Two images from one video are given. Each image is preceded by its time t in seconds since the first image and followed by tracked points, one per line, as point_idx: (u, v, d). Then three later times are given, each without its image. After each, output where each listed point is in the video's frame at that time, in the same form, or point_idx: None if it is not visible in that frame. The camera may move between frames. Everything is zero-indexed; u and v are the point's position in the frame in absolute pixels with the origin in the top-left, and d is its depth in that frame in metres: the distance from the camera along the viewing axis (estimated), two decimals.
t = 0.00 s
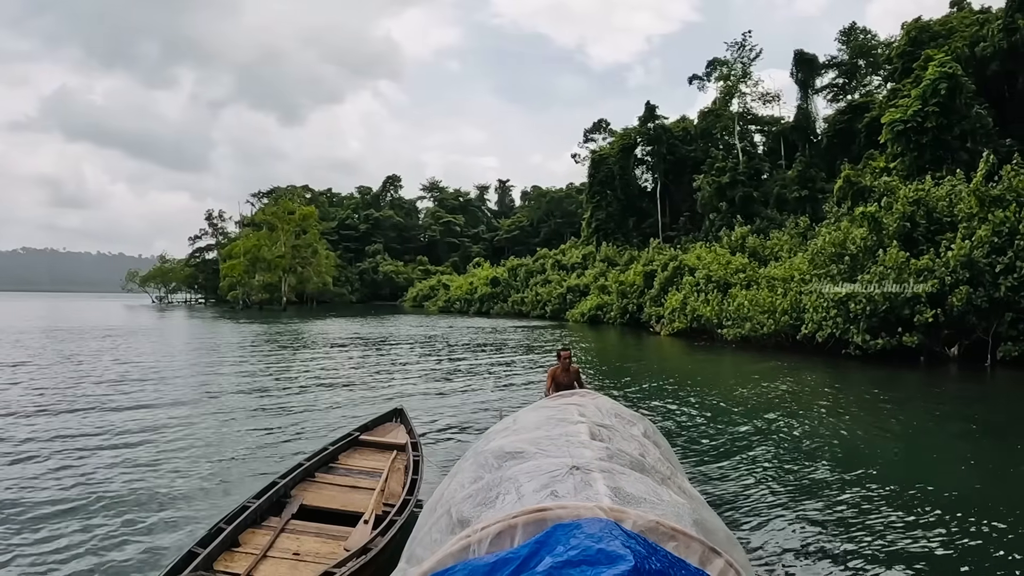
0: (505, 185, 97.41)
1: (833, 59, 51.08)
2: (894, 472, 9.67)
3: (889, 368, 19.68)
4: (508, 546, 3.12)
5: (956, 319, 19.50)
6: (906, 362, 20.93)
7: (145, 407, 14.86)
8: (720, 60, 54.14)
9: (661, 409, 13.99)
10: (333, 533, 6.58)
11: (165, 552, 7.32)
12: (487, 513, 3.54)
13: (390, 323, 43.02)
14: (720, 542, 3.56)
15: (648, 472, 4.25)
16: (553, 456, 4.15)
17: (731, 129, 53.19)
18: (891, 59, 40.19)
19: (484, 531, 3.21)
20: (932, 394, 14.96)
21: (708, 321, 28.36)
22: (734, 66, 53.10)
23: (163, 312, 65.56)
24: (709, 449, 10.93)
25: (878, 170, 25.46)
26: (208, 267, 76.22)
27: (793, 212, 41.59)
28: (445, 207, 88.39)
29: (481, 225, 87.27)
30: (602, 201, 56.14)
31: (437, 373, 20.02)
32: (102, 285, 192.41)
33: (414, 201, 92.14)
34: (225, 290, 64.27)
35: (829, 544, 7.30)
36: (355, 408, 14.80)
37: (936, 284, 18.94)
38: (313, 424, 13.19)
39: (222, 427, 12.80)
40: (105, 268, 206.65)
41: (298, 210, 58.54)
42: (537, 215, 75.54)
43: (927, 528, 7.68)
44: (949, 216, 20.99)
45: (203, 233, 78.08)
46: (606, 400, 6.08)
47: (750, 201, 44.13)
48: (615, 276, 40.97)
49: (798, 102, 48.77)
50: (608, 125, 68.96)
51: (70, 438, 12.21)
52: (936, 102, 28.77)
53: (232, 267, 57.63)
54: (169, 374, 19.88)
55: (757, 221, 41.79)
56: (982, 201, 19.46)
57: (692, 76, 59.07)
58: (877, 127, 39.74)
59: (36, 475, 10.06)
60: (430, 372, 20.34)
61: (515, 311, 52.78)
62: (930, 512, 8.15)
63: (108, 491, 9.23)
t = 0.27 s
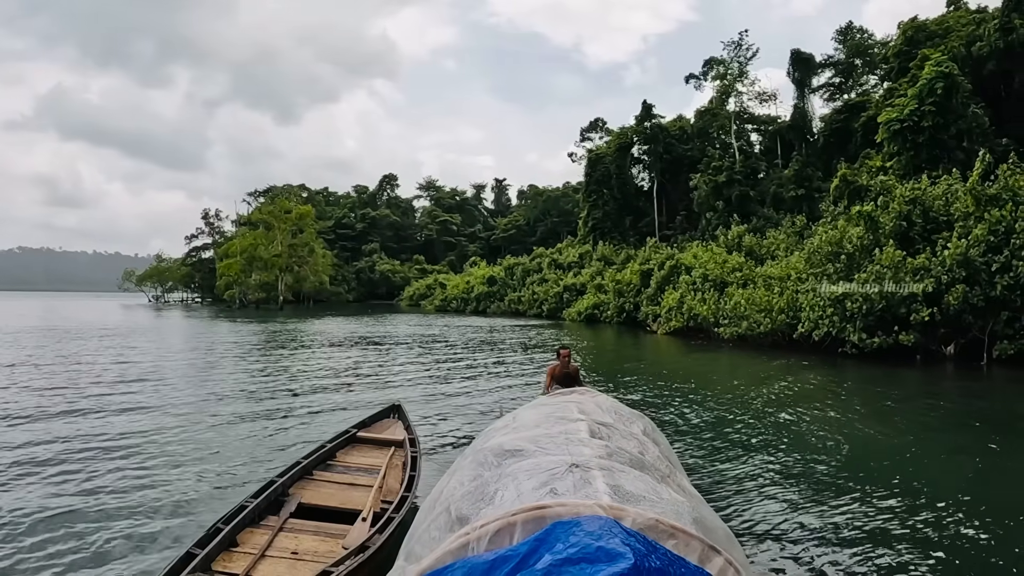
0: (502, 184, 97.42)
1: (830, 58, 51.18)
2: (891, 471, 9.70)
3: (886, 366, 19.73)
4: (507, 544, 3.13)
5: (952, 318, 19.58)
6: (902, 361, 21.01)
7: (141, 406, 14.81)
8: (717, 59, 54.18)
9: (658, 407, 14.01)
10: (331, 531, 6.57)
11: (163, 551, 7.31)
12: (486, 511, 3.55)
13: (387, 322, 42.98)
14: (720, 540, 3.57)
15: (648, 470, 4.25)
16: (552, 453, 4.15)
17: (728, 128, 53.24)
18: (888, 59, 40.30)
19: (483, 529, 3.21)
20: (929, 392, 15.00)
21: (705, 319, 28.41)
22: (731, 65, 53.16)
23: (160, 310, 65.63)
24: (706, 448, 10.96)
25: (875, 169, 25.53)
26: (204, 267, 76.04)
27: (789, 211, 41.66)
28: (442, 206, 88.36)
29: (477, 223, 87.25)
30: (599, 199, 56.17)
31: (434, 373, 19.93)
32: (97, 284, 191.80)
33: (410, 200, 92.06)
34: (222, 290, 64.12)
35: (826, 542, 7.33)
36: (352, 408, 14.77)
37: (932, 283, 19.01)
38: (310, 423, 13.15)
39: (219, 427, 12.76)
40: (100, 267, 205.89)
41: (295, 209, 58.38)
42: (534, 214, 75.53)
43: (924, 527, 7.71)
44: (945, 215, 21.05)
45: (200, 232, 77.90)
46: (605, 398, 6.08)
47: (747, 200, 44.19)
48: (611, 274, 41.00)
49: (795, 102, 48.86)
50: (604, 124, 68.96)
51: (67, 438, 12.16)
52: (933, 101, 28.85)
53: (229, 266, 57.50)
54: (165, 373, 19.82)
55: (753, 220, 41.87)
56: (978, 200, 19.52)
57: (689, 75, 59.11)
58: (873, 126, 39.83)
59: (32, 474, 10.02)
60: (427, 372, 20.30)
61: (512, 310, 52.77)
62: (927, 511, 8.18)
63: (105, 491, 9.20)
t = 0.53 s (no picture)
0: (498, 184, 97.45)
1: (826, 58, 51.30)
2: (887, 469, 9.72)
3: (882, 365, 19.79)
4: (508, 542, 3.13)
5: (948, 316, 19.66)
6: (899, 359, 21.09)
7: (137, 407, 14.74)
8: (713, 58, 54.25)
9: (656, 406, 14.02)
10: (330, 530, 6.57)
11: (161, 552, 7.27)
12: (487, 509, 3.54)
13: (384, 321, 42.95)
14: (721, 538, 3.57)
15: (648, 468, 4.26)
16: (553, 452, 4.14)
17: (725, 127, 53.27)
18: (884, 58, 40.42)
19: (484, 527, 3.20)
20: (926, 391, 15.06)
21: (701, 318, 28.47)
22: (727, 65, 53.23)
23: (157, 310, 65.59)
24: (704, 446, 10.98)
25: (871, 168, 25.60)
26: (200, 266, 75.85)
27: (786, 210, 41.75)
28: (439, 205, 88.32)
29: (474, 223, 87.24)
30: (596, 199, 56.22)
31: (432, 372, 19.81)
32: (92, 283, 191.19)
33: (407, 199, 92.01)
34: (218, 289, 63.97)
35: (824, 540, 7.34)
36: (350, 408, 14.74)
37: (928, 282, 19.08)
38: (307, 423, 13.11)
39: (216, 427, 12.72)
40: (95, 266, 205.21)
41: (291, 208, 58.23)
42: (530, 213, 75.51)
43: (921, 525, 7.74)
44: (941, 214, 21.12)
45: (196, 232, 77.68)
46: (605, 396, 6.07)
47: (743, 199, 44.27)
48: (608, 273, 41.02)
49: (791, 101, 48.96)
50: (601, 124, 69.00)
51: (63, 438, 12.10)
52: (929, 101, 28.94)
53: (226, 266, 57.34)
54: (162, 373, 19.74)
55: (750, 219, 41.96)
56: (974, 199, 19.59)
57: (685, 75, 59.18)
58: (869, 126, 39.94)
59: (28, 475, 9.96)
60: (424, 371, 20.28)
61: (509, 309, 52.77)
62: (923, 509, 8.22)
63: (102, 492, 9.16)
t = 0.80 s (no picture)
0: (495, 183, 97.46)
1: (822, 57, 51.41)
2: (883, 467, 9.76)
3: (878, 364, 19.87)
4: (505, 540, 3.13)
5: (944, 315, 19.74)
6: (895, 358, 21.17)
7: (134, 407, 14.71)
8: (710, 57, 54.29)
9: (653, 405, 14.06)
10: (328, 530, 6.56)
11: (159, 552, 7.25)
12: (484, 508, 3.54)
13: (380, 321, 42.93)
14: (718, 535, 3.57)
15: (645, 466, 4.26)
16: (550, 451, 4.14)
17: (721, 126, 53.29)
18: (880, 58, 40.54)
19: (480, 526, 3.21)
20: (921, 389, 15.12)
21: (698, 317, 28.53)
22: (723, 64, 53.28)
23: (154, 310, 65.41)
24: (700, 445, 11.01)
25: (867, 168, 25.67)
26: (197, 265, 75.67)
27: (782, 209, 41.83)
28: (435, 204, 88.26)
29: (470, 222, 87.22)
30: (592, 198, 56.29)
31: (428, 372, 19.78)
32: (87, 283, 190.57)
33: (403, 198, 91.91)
34: (215, 289, 63.83)
35: (819, 538, 7.37)
36: (347, 407, 14.72)
37: (924, 281, 19.15)
38: (304, 423, 13.09)
39: (213, 427, 12.68)
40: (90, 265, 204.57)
41: (288, 207, 58.09)
42: (526, 212, 75.47)
43: (915, 523, 7.77)
44: (937, 214, 21.20)
45: (192, 231, 77.48)
46: (603, 395, 6.07)
47: (739, 198, 44.38)
48: (604, 272, 41.06)
49: (788, 100, 49.02)
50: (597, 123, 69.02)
51: (59, 439, 12.06)
52: (925, 100, 29.02)
53: (222, 265, 57.10)
54: (158, 373, 19.69)
55: (746, 218, 42.04)
56: (970, 198, 19.65)
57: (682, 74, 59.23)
58: (865, 125, 40.04)
59: (25, 476, 9.93)
60: (421, 370, 20.24)
61: (505, 308, 52.78)
62: (917, 507, 8.25)
63: (99, 492, 9.14)
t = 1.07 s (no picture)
0: (491, 182, 97.42)
1: (819, 56, 51.51)
2: (878, 466, 9.79)
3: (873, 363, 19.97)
4: (501, 540, 3.13)
5: (939, 314, 19.85)
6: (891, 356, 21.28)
7: (130, 406, 14.67)
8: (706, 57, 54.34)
9: (650, 404, 14.08)
10: (326, 529, 6.55)
11: (156, 551, 7.24)
12: (481, 507, 3.54)
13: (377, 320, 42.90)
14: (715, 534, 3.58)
15: (642, 465, 4.27)
16: (548, 451, 4.14)
17: (717, 126, 53.26)
18: (876, 58, 40.66)
19: (477, 525, 3.21)
20: (917, 388, 15.18)
21: (694, 316, 28.60)
22: (720, 63, 53.32)
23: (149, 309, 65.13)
24: (697, 444, 11.02)
25: (863, 167, 25.73)
26: (193, 264, 75.47)
27: (778, 208, 41.92)
28: (431, 203, 88.18)
29: (467, 221, 87.17)
30: (589, 197, 56.38)
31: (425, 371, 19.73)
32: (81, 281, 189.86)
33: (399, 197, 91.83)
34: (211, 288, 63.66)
35: (816, 537, 7.39)
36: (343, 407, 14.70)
37: (919, 281, 19.24)
38: (301, 422, 13.06)
39: (209, 426, 12.65)
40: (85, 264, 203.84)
41: (284, 206, 57.92)
42: (523, 211, 75.42)
43: (910, 521, 7.80)
44: (933, 213, 21.29)
45: (188, 230, 77.25)
46: (601, 395, 6.07)
47: (736, 198, 44.49)
48: (601, 272, 41.08)
49: (784, 100, 49.12)
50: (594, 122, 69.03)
51: (55, 438, 12.02)
52: (921, 100, 29.11)
53: (219, 264, 56.72)
54: (154, 372, 19.64)
55: (742, 217, 42.13)
56: (965, 198, 19.71)
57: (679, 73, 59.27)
58: (861, 124, 40.14)
59: (21, 475, 9.89)
60: (418, 369, 20.20)
61: (502, 307, 52.77)
62: (912, 505, 8.29)
63: (96, 491, 9.11)
